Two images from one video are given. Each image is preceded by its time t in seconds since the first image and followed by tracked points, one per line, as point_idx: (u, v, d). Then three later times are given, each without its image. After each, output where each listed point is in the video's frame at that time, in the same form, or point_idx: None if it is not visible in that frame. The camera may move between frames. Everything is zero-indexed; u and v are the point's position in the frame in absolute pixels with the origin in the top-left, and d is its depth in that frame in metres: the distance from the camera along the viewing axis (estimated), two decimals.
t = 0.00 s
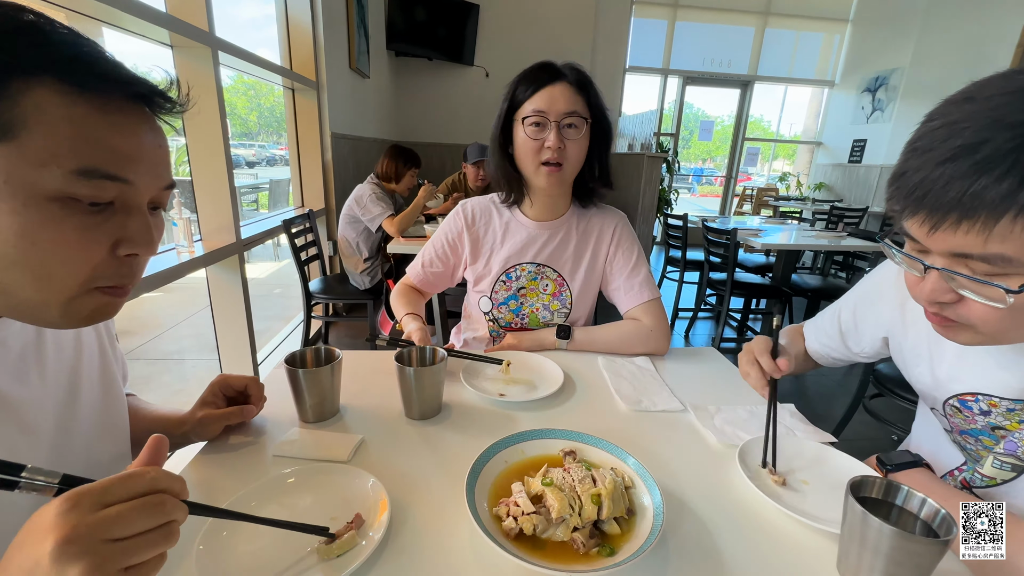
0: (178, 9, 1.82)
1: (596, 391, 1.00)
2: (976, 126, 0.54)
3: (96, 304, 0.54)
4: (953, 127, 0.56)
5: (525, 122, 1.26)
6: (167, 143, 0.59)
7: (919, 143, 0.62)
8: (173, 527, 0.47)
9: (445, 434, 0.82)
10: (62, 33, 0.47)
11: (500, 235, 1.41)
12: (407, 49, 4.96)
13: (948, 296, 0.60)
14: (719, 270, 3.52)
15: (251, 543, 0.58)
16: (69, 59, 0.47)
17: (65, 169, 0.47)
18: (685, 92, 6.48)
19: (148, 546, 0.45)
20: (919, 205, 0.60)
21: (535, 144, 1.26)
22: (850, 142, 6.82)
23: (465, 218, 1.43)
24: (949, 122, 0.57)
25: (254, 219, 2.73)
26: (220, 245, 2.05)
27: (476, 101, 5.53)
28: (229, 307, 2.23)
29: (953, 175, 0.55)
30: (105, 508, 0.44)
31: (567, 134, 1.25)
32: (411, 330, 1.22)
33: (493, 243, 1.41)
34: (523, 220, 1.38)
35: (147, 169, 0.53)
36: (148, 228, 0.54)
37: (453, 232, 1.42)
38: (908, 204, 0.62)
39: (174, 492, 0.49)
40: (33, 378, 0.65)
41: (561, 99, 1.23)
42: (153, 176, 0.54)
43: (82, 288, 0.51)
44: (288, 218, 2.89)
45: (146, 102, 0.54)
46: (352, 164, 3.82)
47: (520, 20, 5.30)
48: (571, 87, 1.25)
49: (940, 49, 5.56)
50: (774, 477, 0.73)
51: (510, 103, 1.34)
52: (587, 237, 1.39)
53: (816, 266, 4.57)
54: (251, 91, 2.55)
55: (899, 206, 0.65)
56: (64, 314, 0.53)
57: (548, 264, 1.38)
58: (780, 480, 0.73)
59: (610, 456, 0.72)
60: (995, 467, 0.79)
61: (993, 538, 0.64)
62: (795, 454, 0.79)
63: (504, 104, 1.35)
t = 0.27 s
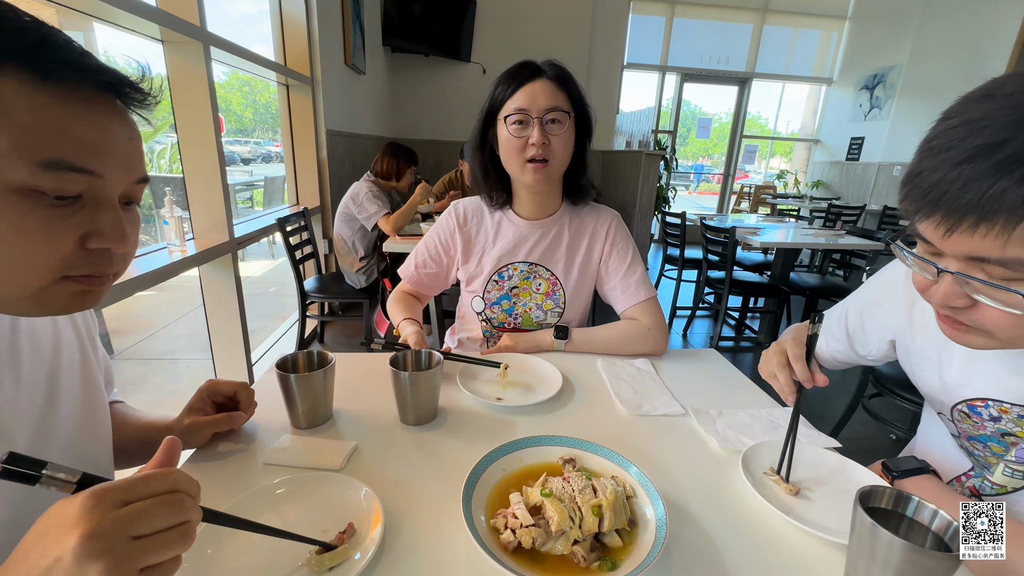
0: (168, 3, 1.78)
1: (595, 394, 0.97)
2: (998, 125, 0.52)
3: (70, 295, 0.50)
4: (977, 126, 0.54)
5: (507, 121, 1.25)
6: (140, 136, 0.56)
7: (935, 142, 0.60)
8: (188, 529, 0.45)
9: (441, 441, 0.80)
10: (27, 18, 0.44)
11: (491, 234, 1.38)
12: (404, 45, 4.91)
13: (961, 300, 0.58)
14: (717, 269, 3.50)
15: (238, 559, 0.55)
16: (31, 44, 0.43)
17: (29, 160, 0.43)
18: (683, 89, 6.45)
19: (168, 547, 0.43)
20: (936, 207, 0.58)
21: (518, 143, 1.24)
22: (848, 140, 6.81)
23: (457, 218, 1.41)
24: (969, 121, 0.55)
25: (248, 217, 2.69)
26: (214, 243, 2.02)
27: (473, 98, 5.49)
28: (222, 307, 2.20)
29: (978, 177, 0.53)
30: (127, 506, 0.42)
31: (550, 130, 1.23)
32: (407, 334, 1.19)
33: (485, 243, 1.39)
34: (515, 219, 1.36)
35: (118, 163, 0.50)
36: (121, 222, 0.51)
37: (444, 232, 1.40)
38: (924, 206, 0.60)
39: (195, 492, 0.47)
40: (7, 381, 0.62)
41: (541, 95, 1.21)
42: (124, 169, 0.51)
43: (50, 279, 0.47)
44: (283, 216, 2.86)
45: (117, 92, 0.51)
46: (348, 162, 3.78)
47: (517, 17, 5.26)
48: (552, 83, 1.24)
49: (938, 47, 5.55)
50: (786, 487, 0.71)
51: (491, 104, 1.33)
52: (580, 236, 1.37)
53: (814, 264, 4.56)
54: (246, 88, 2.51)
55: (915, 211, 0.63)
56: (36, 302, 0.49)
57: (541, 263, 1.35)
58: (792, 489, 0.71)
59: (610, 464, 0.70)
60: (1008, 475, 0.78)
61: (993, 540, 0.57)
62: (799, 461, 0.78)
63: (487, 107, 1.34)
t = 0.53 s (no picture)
0: None
1: (596, 396, 0.96)
2: (1019, 119, 0.50)
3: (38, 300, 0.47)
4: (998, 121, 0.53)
5: (505, 120, 1.22)
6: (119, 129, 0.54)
7: (955, 138, 0.58)
8: (232, 528, 0.46)
9: (440, 445, 0.78)
10: None
11: (489, 233, 1.36)
12: (402, 42, 4.88)
13: (979, 302, 0.57)
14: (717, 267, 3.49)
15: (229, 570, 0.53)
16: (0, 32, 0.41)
17: None
18: (682, 86, 6.42)
19: (219, 546, 0.44)
20: (955, 206, 0.56)
21: (515, 142, 1.21)
22: (848, 138, 6.79)
23: (454, 216, 1.39)
24: (990, 115, 0.54)
25: (245, 215, 2.67)
26: (210, 242, 1.99)
27: (472, 95, 5.46)
28: (218, 306, 2.18)
29: (999, 175, 0.52)
30: (181, 503, 0.43)
31: (548, 129, 1.21)
32: (408, 333, 1.18)
33: (482, 242, 1.37)
34: (512, 217, 1.34)
35: (96, 158, 0.48)
36: (96, 219, 0.48)
37: (441, 230, 1.38)
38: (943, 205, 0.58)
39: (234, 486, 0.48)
40: None
41: (540, 94, 1.18)
42: (101, 165, 0.49)
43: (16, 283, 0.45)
44: (280, 214, 2.83)
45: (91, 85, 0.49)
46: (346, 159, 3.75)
47: (516, 13, 5.22)
48: (551, 81, 1.21)
49: (938, 44, 5.52)
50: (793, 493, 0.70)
51: (489, 100, 1.30)
52: (579, 234, 1.35)
53: (813, 262, 4.55)
54: (243, 85, 2.48)
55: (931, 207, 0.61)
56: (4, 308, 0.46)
57: (539, 262, 1.33)
58: (798, 497, 0.69)
59: (612, 469, 0.69)
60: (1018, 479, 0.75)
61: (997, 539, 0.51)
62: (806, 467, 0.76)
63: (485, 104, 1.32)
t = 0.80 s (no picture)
0: None
1: (600, 395, 0.94)
2: None
3: (14, 301, 0.46)
4: None
5: (509, 115, 1.20)
6: (117, 135, 0.52)
7: (981, 125, 0.57)
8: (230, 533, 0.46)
9: (441, 446, 0.77)
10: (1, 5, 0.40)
11: (492, 229, 1.34)
12: (401, 39, 4.84)
13: (999, 295, 0.57)
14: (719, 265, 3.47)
15: None
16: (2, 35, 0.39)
17: None
18: (683, 83, 6.39)
19: (221, 550, 0.44)
20: (979, 192, 0.55)
21: (518, 139, 1.19)
22: (848, 135, 6.77)
23: (457, 212, 1.36)
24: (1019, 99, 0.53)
25: (244, 212, 2.65)
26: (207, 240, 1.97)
27: (471, 91, 5.43)
28: (216, 304, 2.16)
29: None
30: (191, 498, 0.43)
31: (552, 128, 1.18)
32: (406, 324, 1.16)
33: (485, 238, 1.35)
34: (516, 214, 1.32)
35: (85, 169, 0.46)
36: (79, 230, 0.46)
37: (444, 227, 1.35)
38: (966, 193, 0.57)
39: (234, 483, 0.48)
40: None
41: (545, 92, 1.16)
42: (90, 175, 0.46)
43: None
44: (279, 211, 2.81)
45: (94, 91, 0.47)
46: (345, 157, 3.72)
47: (516, 9, 5.19)
48: (557, 77, 1.18)
49: (940, 40, 5.49)
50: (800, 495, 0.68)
51: (495, 92, 1.28)
52: (583, 231, 1.33)
53: (814, 259, 4.54)
54: (242, 82, 2.46)
55: (951, 193, 0.60)
56: None
57: (543, 260, 1.31)
58: (807, 498, 0.67)
59: (619, 472, 0.67)
60: None
61: (994, 539, 0.48)
62: (816, 468, 0.74)
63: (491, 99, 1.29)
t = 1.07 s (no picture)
0: None
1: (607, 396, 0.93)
2: None
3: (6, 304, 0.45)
4: None
5: (518, 133, 1.13)
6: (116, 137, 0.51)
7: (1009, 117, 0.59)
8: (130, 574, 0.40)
9: (446, 448, 0.76)
10: None
11: (500, 226, 1.32)
12: (405, 36, 4.83)
13: (1016, 293, 0.57)
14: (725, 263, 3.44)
15: None
16: None
17: None
18: (688, 79, 6.34)
19: None
20: (996, 184, 0.58)
21: (525, 160, 1.14)
22: (856, 131, 6.70)
23: (464, 206, 1.34)
24: None
25: (248, 210, 2.65)
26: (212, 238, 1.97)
27: (475, 89, 5.41)
28: (221, 302, 2.16)
29: None
30: (67, 543, 0.37)
31: (560, 153, 1.12)
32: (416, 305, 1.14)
33: (492, 235, 1.33)
34: (524, 211, 1.30)
35: (79, 172, 0.45)
36: (74, 234, 0.45)
37: (451, 220, 1.33)
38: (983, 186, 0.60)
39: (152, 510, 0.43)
40: None
41: (556, 119, 1.06)
42: (86, 176, 0.46)
43: None
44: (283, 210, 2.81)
45: (96, 93, 0.47)
46: (349, 155, 3.72)
47: (520, 6, 5.16)
48: (572, 100, 1.08)
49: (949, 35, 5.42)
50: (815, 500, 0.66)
51: (508, 97, 1.17)
52: (592, 229, 1.31)
53: (821, 257, 4.50)
54: (247, 81, 2.45)
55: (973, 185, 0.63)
56: None
57: (551, 257, 1.30)
58: (819, 504, 0.66)
59: (628, 476, 0.66)
60: None
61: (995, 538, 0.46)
62: (828, 472, 0.73)
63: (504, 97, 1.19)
